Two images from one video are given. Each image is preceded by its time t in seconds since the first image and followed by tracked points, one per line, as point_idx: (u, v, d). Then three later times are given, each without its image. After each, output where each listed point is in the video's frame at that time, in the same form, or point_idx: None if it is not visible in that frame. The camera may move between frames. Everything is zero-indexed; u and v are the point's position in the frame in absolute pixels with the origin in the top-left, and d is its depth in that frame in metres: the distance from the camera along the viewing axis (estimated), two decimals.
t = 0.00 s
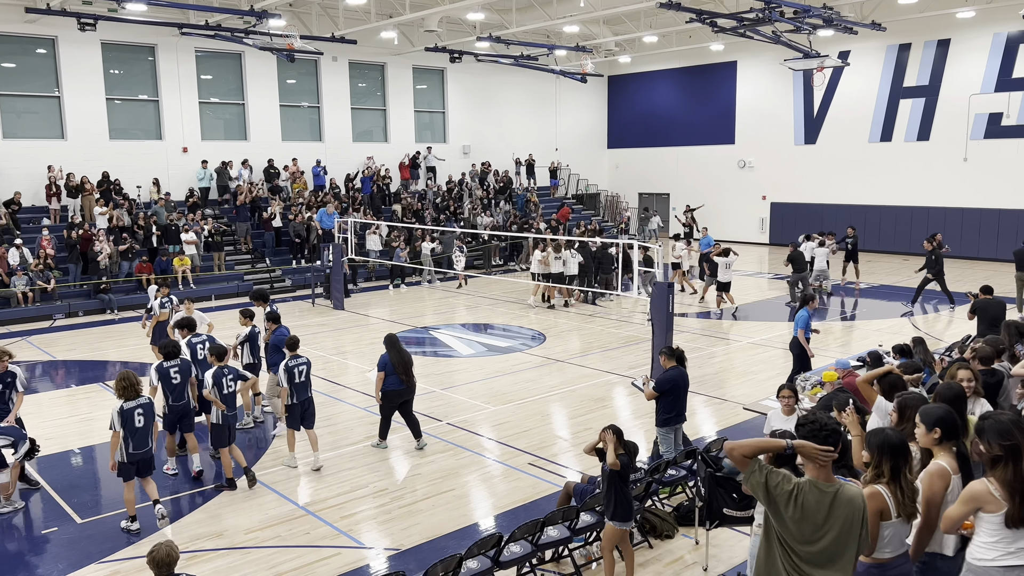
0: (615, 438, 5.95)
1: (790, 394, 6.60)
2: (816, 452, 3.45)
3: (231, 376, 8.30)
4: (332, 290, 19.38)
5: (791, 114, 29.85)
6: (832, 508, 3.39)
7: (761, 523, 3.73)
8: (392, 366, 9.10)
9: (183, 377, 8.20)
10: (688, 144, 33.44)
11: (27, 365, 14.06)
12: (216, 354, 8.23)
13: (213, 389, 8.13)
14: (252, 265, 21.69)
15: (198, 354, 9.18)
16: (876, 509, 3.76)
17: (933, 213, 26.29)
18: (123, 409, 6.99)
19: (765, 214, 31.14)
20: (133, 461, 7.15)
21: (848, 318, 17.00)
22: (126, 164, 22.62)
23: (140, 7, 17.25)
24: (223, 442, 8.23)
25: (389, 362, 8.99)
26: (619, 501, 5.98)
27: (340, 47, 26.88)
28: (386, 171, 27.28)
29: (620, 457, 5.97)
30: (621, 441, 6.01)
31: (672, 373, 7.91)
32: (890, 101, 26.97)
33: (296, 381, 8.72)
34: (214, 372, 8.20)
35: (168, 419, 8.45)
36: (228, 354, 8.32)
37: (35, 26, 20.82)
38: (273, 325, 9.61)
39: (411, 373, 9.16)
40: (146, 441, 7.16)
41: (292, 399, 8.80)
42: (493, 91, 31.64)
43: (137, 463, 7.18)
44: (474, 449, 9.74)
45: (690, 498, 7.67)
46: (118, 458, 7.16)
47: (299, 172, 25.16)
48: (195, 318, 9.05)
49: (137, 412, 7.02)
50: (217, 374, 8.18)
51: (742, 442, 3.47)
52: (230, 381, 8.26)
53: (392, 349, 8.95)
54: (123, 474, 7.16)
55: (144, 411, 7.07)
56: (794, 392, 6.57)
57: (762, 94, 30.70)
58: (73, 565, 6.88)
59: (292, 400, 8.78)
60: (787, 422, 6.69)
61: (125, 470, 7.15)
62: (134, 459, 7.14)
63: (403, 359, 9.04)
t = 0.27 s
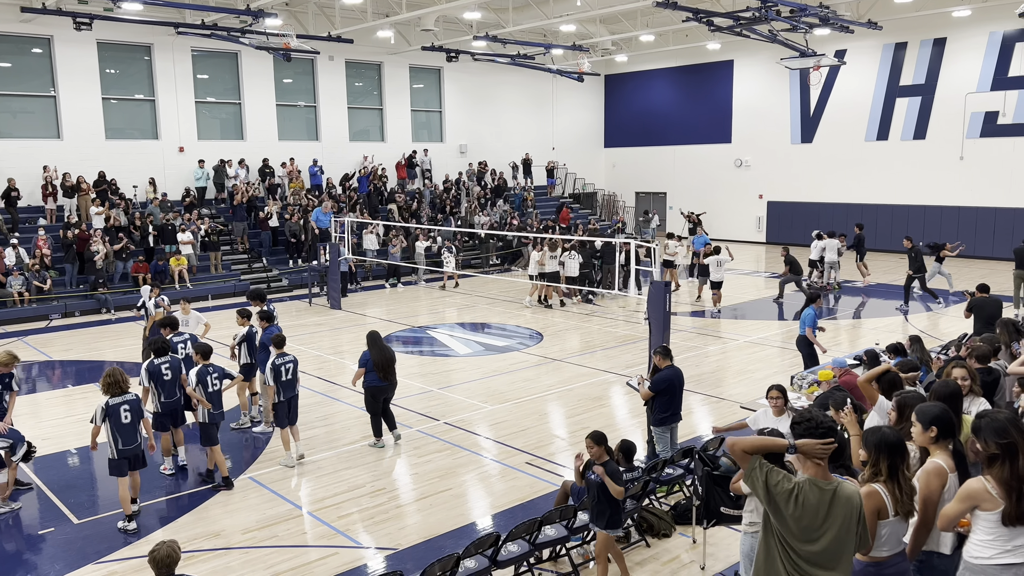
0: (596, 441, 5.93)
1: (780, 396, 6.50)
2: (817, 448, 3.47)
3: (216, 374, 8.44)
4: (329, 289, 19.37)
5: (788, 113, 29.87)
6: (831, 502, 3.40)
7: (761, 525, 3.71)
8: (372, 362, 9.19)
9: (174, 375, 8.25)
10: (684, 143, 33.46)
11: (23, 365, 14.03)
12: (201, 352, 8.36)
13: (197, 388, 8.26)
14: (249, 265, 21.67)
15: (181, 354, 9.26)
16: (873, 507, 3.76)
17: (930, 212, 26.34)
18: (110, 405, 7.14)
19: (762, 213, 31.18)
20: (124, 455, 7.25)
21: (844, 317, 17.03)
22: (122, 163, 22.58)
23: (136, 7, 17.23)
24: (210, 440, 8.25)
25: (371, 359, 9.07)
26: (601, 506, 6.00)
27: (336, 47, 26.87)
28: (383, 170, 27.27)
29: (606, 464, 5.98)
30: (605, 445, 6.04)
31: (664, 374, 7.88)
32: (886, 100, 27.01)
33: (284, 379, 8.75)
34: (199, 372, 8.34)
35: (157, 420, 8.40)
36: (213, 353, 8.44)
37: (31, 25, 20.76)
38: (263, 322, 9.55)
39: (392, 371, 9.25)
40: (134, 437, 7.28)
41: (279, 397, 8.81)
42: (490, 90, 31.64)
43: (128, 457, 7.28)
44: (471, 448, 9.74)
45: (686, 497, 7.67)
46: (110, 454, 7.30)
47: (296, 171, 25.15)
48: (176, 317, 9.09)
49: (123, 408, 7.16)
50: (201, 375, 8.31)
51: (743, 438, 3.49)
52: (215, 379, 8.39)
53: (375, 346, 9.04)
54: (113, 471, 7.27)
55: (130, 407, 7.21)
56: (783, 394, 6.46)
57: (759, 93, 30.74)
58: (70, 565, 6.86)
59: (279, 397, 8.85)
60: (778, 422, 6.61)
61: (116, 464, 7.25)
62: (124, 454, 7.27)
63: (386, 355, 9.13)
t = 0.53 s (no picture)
0: (579, 447, 5.66)
1: (771, 399, 6.51)
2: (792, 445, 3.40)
3: (202, 373, 8.34)
4: (327, 289, 19.35)
5: (786, 112, 29.88)
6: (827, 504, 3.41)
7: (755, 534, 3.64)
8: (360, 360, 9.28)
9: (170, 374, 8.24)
10: (682, 142, 33.47)
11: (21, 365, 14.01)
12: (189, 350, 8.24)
13: (184, 386, 8.19)
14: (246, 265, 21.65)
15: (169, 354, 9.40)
16: (870, 506, 3.77)
17: (927, 210, 26.37)
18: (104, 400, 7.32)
19: (760, 212, 31.20)
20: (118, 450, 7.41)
21: (842, 315, 17.04)
22: (119, 164, 22.54)
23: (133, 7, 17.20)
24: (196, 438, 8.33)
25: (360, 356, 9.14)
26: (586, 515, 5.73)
27: (334, 46, 26.85)
28: (381, 170, 27.27)
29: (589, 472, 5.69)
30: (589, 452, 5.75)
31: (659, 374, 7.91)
32: (884, 99, 27.04)
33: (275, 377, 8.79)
34: (187, 369, 8.24)
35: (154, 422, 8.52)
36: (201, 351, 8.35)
37: (28, 25, 20.72)
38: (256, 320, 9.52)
39: (380, 369, 9.33)
40: (128, 431, 7.45)
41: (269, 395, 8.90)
42: (488, 90, 31.63)
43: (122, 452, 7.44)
44: (469, 448, 9.74)
45: (685, 497, 7.66)
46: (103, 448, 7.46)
47: (293, 171, 25.13)
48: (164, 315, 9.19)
49: (117, 404, 7.33)
50: (189, 371, 8.22)
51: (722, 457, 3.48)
52: (202, 378, 8.31)
53: (364, 344, 9.12)
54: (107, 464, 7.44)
55: (123, 403, 7.37)
56: (774, 396, 6.48)
57: (757, 92, 30.75)
58: (68, 566, 6.86)
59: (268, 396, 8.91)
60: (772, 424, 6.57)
61: (110, 459, 7.40)
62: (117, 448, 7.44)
63: (375, 354, 9.21)
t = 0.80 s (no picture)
0: (556, 457, 5.51)
1: (759, 405, 5.80)
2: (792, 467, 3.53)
3: (191, 370, 8.29)
4: (326, 288, 19.34)
5: (784, 111, 29.89)
6: (818, 506, 3.41)
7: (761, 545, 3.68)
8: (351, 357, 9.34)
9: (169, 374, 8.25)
10: (681, 141, 33.48)
11: (19, 365, 13.99)
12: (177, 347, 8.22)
13: (173, 382, 8.15)
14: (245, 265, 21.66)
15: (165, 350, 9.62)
16: (869, 506, 3.78)
17: (925, 209, 26.40)
18: (100, 390, 7.45)
19: (758, 211, 31.22)
20: (112, 441, 7.58)
21: (840, 314, 17.05)
22: (118, 163, 22.52)
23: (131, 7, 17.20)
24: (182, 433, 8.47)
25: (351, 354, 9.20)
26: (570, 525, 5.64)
27: (333, 46, 26.84)
28: (379, 170, 27.27)
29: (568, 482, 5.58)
30: (567, 461, 5.63)
31: (655, 374, 7.88)
32: (882, 98, 27.05)
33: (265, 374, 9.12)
34: (175, 366, 8.18)
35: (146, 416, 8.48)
36: (189, 348, 8.30)
37: (26, 25, 20.70)
38: (253, 319, 9.49)
39: (370, 366, 9.42)
40: (122, 423, 7.61)
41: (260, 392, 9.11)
42: (487, 90, 31.63)
43: (115, 443, 7.61)
44: (469, 448, 9.74)
45: (683, 497, 7.67)
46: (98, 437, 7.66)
47: (292, 170, 25.11)
48: (160, 313, 9.31)
49: (113, 396, 7.46)
50: (177, 367, 8.18)
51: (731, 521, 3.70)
52: (191, 374, 8.27)
53: (355, 340, 9.20)
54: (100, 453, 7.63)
55: (120, 395, 7.50)
56: (763, 403, 5.78)
57: (755, 92, 30.77)
58: (67, 566, 6.86)
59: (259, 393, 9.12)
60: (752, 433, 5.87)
61: (103, 448, 7.59)
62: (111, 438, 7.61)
63: (366, 351, 9.28)
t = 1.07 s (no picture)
0: (526, 464, 5.40)
1: (745, 406, 5.84)
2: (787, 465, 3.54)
3: (177, 369, 8.22)
4: (325, 288, 19.33)
5: (783, 110, 29.90)
6: (809, 503, 3.42)
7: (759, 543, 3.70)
8: (342, 352, 9.51)
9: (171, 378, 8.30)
10: (680, 141, 33.48)
11: (18, 365, 13.98)
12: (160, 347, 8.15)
13: (159, 381, 8.14)
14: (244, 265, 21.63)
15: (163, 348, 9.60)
16: (868, 505, 3.77)
17: (925, 209, 26.41)
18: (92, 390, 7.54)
19: (757, 211, 31.22)
20: (107, 438, 7.63)
21: (839, 314, 17.05)
22: (117, 163, 22.50)
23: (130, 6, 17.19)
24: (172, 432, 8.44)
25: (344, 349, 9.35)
26: (543, 528, 5.64)
27: (331, 45, 26.83)
28: (378, 169, 27.27)
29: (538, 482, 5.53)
30: (539, 465, 5.52)
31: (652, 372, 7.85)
32: (882, 98, 27.05)
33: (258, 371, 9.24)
34: (160, 366, 8.12)
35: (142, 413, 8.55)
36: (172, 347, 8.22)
37: (24, 24, 20.68)
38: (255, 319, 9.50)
39: (363, 362, 9.59)
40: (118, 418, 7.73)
41: (252, 389, 9.32)
42: (486, 89, 31.62)
43: (111, 441, 7.66)
44: (468, 447, 9.74)
45: (682, 497, 7.67)
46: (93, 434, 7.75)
47: (291, 170, 25.09)
48: (157, 310, 9.31)
49: (106, 394, 7.58)
50: (162, 367, 8.12)
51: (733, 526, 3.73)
52: (176, 374, 8.21)
53: (347, 337, 9.35)
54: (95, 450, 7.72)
55: (113, 393, 7.61)
56: (748, 405, 5.81)
57: (754, 92, 30.78)
58: (66, 566, 6.85)
59: (251, 390, 9.30)
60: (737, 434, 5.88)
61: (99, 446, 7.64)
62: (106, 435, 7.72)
63: (357, 347, 9.45)
